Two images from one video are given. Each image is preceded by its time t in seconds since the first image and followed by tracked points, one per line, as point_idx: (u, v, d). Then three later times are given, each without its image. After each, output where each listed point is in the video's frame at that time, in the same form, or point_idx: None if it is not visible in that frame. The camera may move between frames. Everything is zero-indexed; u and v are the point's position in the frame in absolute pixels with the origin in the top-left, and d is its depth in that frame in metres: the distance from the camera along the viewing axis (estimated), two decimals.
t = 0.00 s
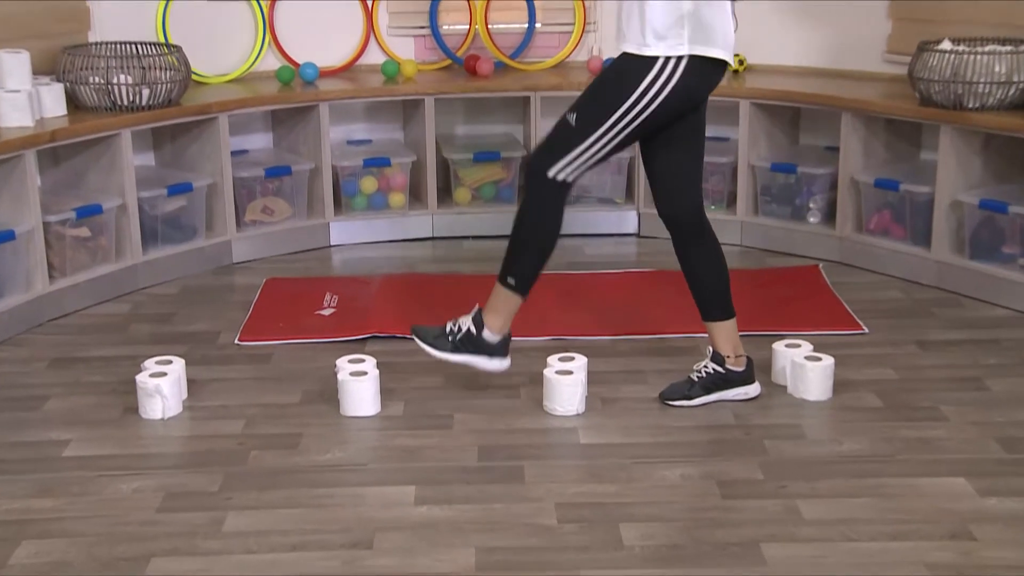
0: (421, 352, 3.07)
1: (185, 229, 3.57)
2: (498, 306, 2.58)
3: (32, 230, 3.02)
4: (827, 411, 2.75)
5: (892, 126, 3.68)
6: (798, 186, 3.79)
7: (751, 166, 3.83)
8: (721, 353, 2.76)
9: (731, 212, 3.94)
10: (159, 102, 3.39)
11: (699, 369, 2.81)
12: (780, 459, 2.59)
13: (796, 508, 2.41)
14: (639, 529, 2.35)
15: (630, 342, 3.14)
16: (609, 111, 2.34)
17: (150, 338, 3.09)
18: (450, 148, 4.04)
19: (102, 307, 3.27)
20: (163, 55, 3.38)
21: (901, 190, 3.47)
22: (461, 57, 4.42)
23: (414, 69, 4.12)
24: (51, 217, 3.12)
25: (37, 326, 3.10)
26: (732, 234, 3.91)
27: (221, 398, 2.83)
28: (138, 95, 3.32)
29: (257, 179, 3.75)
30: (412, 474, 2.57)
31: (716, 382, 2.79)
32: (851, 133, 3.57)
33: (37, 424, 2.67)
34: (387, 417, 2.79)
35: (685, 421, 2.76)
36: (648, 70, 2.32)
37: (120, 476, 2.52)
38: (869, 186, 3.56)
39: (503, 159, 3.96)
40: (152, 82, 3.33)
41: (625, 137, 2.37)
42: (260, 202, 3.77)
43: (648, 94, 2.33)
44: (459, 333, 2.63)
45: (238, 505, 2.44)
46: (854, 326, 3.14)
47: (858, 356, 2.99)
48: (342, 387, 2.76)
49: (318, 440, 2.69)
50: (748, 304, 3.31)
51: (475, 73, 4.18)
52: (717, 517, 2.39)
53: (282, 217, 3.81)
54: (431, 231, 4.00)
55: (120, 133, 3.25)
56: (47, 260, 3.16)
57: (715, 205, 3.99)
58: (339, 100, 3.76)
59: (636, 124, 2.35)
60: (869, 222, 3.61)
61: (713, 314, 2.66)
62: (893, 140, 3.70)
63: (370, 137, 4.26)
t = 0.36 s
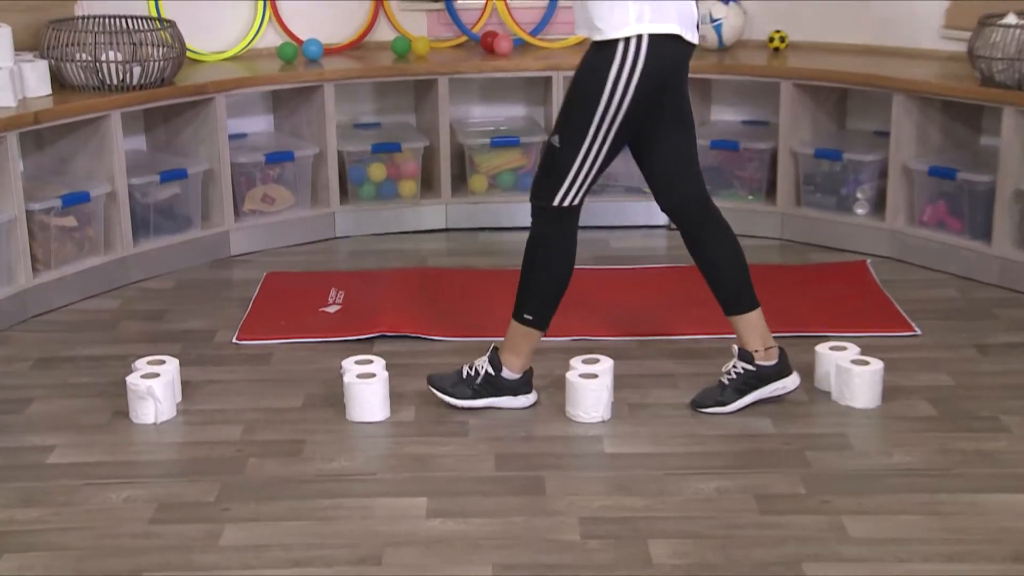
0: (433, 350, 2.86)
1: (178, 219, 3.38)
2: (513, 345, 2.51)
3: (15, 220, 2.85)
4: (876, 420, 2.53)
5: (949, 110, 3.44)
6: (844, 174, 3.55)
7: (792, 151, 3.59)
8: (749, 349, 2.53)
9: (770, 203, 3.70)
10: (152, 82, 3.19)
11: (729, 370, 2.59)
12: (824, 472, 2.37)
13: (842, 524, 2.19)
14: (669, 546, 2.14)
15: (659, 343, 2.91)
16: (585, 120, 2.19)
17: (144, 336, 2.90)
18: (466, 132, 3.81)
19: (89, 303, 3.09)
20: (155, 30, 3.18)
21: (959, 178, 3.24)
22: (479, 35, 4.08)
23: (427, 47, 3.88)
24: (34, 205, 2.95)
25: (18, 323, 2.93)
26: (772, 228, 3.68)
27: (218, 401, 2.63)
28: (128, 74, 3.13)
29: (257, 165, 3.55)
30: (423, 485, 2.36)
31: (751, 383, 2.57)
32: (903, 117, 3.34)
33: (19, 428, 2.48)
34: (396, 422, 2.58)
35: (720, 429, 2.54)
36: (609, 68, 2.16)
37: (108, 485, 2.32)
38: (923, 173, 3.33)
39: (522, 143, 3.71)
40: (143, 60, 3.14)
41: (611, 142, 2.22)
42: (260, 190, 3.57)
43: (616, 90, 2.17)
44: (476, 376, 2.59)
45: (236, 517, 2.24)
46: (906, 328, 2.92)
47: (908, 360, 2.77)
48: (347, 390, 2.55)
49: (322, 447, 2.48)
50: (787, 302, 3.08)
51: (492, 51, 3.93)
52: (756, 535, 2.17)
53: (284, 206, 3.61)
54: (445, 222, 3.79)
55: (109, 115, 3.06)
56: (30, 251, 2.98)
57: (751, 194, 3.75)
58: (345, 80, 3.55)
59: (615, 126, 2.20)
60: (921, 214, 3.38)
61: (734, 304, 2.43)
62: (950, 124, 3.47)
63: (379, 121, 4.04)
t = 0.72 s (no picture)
0: (460, 352, 2.73)
1: (194, 213, 3.27)
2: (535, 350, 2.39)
3: (25, 212, 2.75)
4: (931, 429, 2.38)
5: (1009, 99, 3.27)
6: (898, 168, 3.39)
7: (843, 144, 3.43)
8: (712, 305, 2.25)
9: (818, 199, 3.54)
10: (168, 69, 3.09)
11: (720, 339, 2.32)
12: (875, 483, 2.23)
13: (894, 540, 2.05)
14: (710, 561, 2.01)
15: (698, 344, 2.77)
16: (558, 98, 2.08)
17: (159, 336, 2.79)
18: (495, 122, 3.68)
19: (100, 300, 2.99)
20: (171, 15, 3.08)
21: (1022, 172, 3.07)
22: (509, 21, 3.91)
23: (456, 33, 3.74)
24: (45, 196, 2.85)
25: (27, 320, 2.84)
26: (819, 225, 3.52)
27: (235, 404, 2.51)
28: (143, 61, 3.03)
29: (276, 156, 3.43)
30: (448, 494, 2.24)
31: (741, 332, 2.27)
32: (962, 107, 3.17)
33: (27, 431, 2.38)
34: (421, 427, 2.45)
35: (764, 438, 2.40)
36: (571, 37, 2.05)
37: (120, 491, 2.21)
38: (983, 167, 3.16)
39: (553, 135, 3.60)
40: (158, 46, 3.04)
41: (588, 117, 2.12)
42: (280, 182, 3.45)
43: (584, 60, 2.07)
44: (505, 384, 2.47)
45: (253, 525, 2.12)
46: (963, 332, 2.76)
47: (964, 366, 2.61)
48: (370, 394, 2.42)
49: (343, 453, 2.36)
50: (834, 304, 2.93)
51: (524, 38, 3.78)
52: (803, 550, 2.03)
53: (305, 199, 3.49)
54: (473, 217, 3.66)
55: (125, 103, 2.96)
56: (40, 245, 2.88)
57: (799, 190, 3.59)
58: (369, 67, 3.43)
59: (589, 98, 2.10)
60: (981, 211, 3.22)
61: (680, 275, 2.25)
62: (1012, 114, 3.29)
63: (406, 109, 3.92)
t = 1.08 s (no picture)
0: (494, 354, 2.60)
1: (214, 206, 3.16)
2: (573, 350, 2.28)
3: (39, 204, 2.65)
4: (997, 440, 2.23)
5: None
6: (964, 161, 3.22)
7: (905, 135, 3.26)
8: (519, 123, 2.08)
9: (877, 193, 3.37)
10: (187, 54, 2.98)
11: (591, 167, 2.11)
12: (936, 497, 2.08)
13: (958, 558, 1.90)
14: None
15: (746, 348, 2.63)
16: (551, 90, 1.98)
17: (179, 334, 2.68)
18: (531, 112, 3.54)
19: (116, 297, 2.88)
20: None
21: None
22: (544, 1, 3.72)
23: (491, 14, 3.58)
24: (59, 188, 2.75)
25: (41, 317, 2.74)
26: (878, 221, 3.35)
27: (256, 407, 2.39)
28: (162, 45, 2.92)
29: (301, 146, 3.31)
30: (481, 504, 2.11)
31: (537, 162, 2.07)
32: None
33: (40, 434, 2.27)
34: (452, 433, 2.33)
35: (817, 448, 2.25)
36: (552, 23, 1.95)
37: (136, 498, 2.10)
38: None
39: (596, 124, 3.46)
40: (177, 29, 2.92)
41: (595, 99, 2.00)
42: (305, 173, 3.33)
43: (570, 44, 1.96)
44: (540, 387, 2.34)
45: (275, 535, 2.00)
46: None
47: None
48: (399, 398, 2.30)
49: (369, 459, 2.24)
50: (892, 306, 2.78)
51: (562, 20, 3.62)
52: (860, 569, 1.89)
53: (332, 192, 3.37)
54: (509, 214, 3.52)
55: (143, 89, 2.85)
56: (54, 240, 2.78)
57: (857, 184, 3.42)
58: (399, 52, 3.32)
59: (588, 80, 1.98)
60: None
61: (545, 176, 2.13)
62: None
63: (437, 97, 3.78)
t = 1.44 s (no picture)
0: (548, 355, 2.51)
1: (260, 198, 3.08)
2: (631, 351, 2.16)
3: (82, 195, 2.60)
4: None
5: None
6: None
7: (985, 128, 3.10)
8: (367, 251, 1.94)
9: (954, 189, 3.23)
10: (234, 42, 2.90)
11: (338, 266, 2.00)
12: (1017, 510, 1.96)
13: None
14: None
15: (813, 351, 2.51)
16: (576, 83, 1.84)
17: (224, 331, 2.61)
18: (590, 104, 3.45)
19: (159, 292, 2.82)
20: None
21: None
22: None
23: None
24: (102, 178, 2.69)
25: (83, 312, 2.68)
26: (951, 219, 3.21)
27: (303, 407, 2.32)
28: (208, 32, 2.85)
29: (351, 138, 3.23)
30: (534, 511, 2.02)
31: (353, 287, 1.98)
32: None
33: (81, 432, 2.20)
34: (504, 436, 2.24)
35: (888, 457, 2.14)
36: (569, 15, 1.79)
37: (179, 499, 2.03)
38: None
39: (659, 116, 3.34)
40: (223, 16, 2.85)
41: (622, 91, 1.86)
42: (355, 166, 3.25)
43: (588, 37, 1.80)
44: (594, 391, 2.24)
45: (321, 540, 1.93)
46: None
47: None
48: (450, 399, 2.21)
49: (419, 463, 2.15)
50: (968, 309, 2.65)
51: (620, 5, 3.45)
52: None
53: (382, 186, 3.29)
54: (566, 210, 3.44)
55: (188, 78, 2.79)
56: (97, 232, 2.73)
57: (933, 180, 3.27)
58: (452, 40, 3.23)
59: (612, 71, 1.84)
60: None
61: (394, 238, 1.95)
62: None
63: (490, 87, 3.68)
